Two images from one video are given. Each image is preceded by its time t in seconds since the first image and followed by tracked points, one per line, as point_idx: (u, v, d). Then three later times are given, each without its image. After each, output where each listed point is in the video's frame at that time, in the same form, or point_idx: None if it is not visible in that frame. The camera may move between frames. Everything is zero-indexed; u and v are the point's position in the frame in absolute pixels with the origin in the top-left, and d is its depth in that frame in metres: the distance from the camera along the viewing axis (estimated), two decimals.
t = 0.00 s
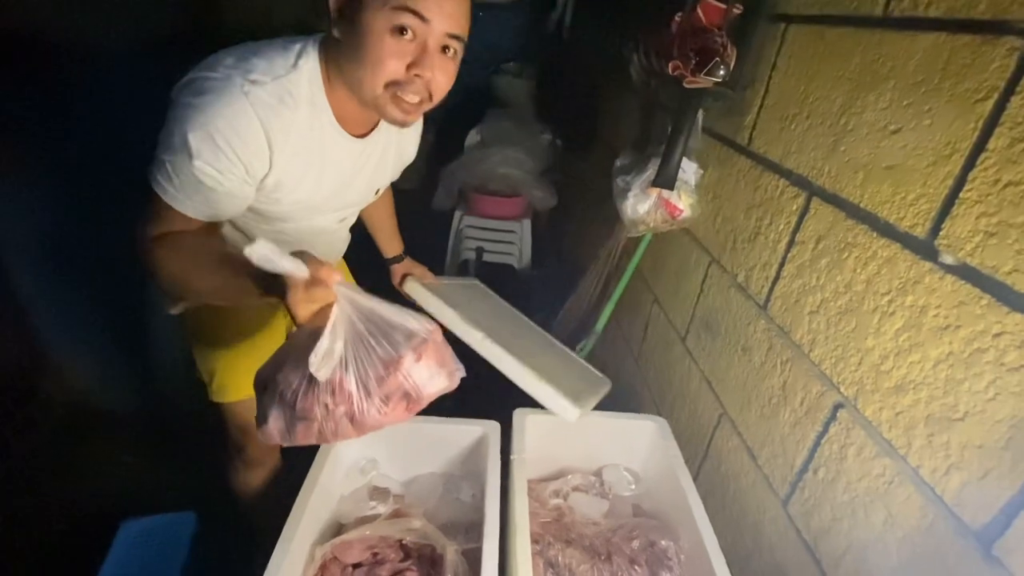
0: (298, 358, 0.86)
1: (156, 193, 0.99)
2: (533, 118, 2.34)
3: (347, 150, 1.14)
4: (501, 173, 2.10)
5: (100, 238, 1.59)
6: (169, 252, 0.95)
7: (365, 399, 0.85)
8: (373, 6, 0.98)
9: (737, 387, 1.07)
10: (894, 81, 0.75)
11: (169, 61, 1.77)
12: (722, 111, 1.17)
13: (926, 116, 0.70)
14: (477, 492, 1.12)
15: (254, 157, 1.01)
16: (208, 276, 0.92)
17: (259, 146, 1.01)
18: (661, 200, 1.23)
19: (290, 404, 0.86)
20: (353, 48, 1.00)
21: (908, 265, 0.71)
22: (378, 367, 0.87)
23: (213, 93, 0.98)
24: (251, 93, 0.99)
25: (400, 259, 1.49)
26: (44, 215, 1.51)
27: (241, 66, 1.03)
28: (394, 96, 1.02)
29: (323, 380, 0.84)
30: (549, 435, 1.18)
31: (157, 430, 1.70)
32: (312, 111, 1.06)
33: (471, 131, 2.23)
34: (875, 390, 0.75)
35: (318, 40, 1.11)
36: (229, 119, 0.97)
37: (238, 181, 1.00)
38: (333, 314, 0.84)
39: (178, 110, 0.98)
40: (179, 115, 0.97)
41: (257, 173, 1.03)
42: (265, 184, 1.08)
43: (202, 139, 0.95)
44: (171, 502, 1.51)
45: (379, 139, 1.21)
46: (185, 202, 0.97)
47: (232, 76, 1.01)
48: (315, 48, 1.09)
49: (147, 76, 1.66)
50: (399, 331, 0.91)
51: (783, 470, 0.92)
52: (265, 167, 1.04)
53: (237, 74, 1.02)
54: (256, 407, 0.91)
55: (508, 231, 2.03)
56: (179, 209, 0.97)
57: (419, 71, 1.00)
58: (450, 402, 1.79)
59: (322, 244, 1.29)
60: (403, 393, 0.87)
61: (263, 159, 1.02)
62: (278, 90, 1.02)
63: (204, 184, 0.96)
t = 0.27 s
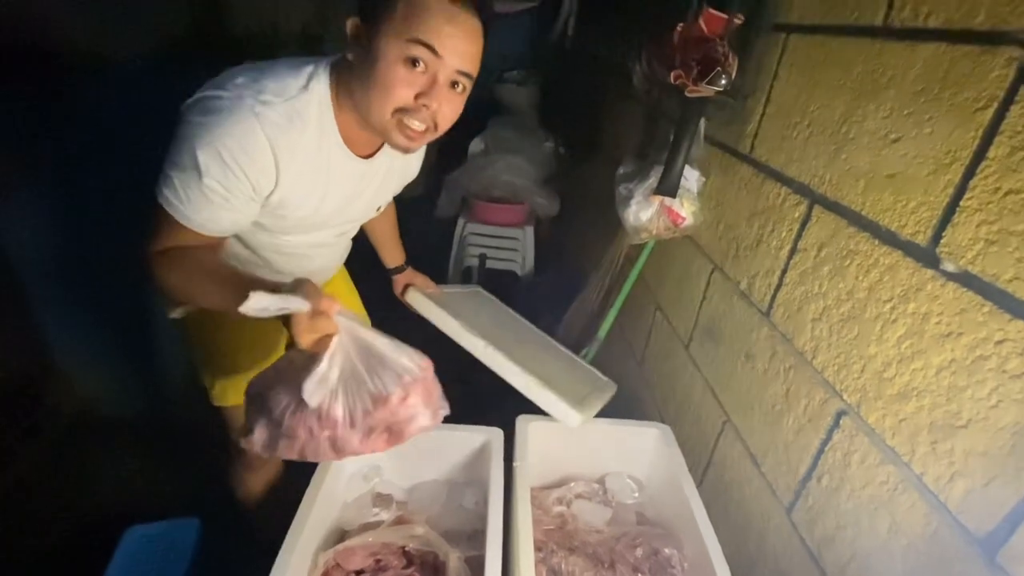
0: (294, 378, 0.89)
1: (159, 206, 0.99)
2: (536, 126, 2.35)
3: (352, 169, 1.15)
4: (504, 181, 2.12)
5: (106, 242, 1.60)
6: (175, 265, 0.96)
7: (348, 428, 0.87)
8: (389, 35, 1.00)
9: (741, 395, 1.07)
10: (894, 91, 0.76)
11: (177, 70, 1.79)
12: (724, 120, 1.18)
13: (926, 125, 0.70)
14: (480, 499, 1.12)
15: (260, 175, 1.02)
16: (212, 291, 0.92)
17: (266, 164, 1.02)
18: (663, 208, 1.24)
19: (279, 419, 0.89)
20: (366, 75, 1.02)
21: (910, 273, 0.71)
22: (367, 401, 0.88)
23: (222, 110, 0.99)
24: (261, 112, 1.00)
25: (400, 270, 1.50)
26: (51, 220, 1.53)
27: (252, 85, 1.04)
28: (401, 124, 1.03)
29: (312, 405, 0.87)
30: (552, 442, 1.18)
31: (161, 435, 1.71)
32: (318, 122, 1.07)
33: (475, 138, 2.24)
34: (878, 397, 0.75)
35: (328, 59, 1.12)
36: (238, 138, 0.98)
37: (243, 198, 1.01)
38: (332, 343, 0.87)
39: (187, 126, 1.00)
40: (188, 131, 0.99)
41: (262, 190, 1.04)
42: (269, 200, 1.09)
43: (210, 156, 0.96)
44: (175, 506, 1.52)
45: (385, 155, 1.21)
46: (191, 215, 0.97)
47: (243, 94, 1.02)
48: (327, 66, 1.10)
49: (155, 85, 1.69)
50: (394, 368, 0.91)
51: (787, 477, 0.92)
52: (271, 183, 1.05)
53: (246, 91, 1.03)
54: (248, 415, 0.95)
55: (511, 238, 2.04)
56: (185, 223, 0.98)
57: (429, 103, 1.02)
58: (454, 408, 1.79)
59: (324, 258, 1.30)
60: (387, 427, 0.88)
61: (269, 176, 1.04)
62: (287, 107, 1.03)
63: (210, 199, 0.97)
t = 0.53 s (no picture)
0: (293, 393, 0.90)
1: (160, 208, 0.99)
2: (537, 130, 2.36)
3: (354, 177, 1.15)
4: (506, 185, 2.13)
5: (111, 244, 1.64)
6: (177, 271, 0.96)
7: (346, 441, 0.88)
8: (402, 49, 1.01)
9: (741, 399, 1.07)
10: (893, 96, 0.76)
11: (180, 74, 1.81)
12: (725, 125, 1.19)
13: (925, 131, 0.71)
14: (481, 503, 1.12)
15: (262, 183, 1.02)
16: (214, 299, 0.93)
17: (269, 172, 1.03)
18: (664, 212, 1.24)
19: (275, 434, 0.89)
20: (377, 87, 1.03)
21: (909, 278, 0.72)
22: (365, 416, 0.89)
23: (227, 117, 1.00)
24: (266, 121, 1.01)
25: (401, 279, 1.50)
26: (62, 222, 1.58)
27: (260, 93, 1.05)
28: (410, 136, 1.05)
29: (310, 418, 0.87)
30: (552, 447, 1.18)
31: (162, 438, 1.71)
32: (321, 126, 1.07)
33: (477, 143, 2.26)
34: (878, 401, 0.75)
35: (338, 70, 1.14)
36: (243, 146, 0.98)
37: (244, 205, 1.02)
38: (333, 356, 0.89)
39: (191, 132, 1.00)
40: (191, 137, 0.99)
41: (263, 197, 1.05)
42: (271, 207, 1.10)
43: (214, 163, 0.96)
44: (175, 509, 1.52)
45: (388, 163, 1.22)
46: (192, 220, 0.97)
47: (250, 102, 1.02)
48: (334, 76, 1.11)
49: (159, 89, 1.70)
50: (392, 383, 0.92)
51: (787, 481, 0.92)
52: (273, 190, 1.06)
53: (251, 98, 1.03)
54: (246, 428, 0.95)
55: (512, 242, 2.05)
56: (187, 227, 0.97)
57: (439, 117, 1.03)
58: (454, 411, 1.79)
59: (324, 263, 1.30)
60: (385, 441, 0.89)
61: (271, 184, 1.04)
62: (292, 115, 1.04)
63: (212, 206, 0.98)
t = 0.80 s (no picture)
0: (301, 400, 0.91)
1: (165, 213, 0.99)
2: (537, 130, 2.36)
3: (358, 178, 1.15)
4: (506, 184, 2.13)
5: (111, 244, 1.62)
6: (182, 274, 0.95)
7: (357, 445, 0.88)
8: (407, 55, 1.01)
9: (742, 399, 1.07)
10: (893, 97, 0.76)
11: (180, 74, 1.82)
12: (725, 125, 1.19)
13: (925, 131, 0.71)
14: (481, 503, 1.12)
15: (269, 187, 1.02)
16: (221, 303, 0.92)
17: (275, 176, 1.02)
18: (664, 212, 1.24)
19: (286, 442, 0.89)
20: (382, 92, 1.04)
21: (910, 278, 0.72)
22: (374, 419, 0.90)
23: (233, 121, 1.00)
24: (272, 125, 1.01)
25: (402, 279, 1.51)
26: (59, 219, 1.56)
27: (265, 98, 1.05)
28: (414, 141, 1.05)
29: (320, 424, 0.88)
30: (553, 447, 1.19)
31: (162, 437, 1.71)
32: (325, 127, 1.07)
33: (477, 143, 2.25)
34: (879, 401, 0.75)
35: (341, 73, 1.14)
36: (249, 150, 0.98)
37: (251, 209, 1.01)
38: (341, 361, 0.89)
39: (197, 137, 1.00)
40: (198, 141, 0.99)
41: (270, 202, 1.04)
42: (276, 210, 1.09)
43: (221, 167, 0.96)
44: (175, 508, 1.52)
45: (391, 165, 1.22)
46: (199, 225, 0.96)
47: (255, 107, 1.02)
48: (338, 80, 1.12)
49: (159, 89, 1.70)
50: (400, 385, 0.93)
51: (787, 481, 0.92)
52: (279, 194, 1.05)
53: (257, 103, 1.03)
54: (257, 438, 0.95)
55: (512, 242, 2.05)
56: (193, 232, 0.97)
57: (443, 123, 1.04)
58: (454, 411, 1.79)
59: (326, 264, 1.30)
60: (395, 444, 0.90)
61: (277, 188, 1.04)
62: (298, 118, 1.04)
63: (219, 210, 0.97)
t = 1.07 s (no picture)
0: (306, 396, 0.91)
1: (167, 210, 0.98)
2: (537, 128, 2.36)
3: (358, 175, 1.15)
4: (506, 182, 2.13)
5: (111, 244, 1.63)
6: (185, 273, 0.94)
7: (361, 441, 0.88)
8: (410, 50, 1.01)
9: (742, 397, 1.07)
10: (893, 93, 0.76)
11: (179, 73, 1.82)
12: (725, 122, 1.19)
13: (926, 127, 0.71)
14: (481, 500, 1.13)
15: (272, 183, 1.02)
16: (228, 301, 0.92)
17: (278, 172, 1.02)
18: (664, 210, 1.24)
19: (289, 436, 0.89)
20: (385, 87, 1.03)
21: (910, 275, 0.72)
22: (379, 415, 0.90)
23: (236, 117, 0.99)
24: (275, 121, 1.01)
25: (400, 277, 1.50)
26: (59, 218, 1.56)
27: (267, 94, 1.05)
28: (416, 135, 1.05)
29: (325, 420, 0.87)
30: (553, 444, 1.19)
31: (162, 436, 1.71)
32: (327, 123, 1.07)
33: (476, 141, 2.25)
34: (878, 398, 0.75)
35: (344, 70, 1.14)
36: (253, 146, 0.98)
37: (254, 205, 1.01)
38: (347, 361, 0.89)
39: (200, 133, 0.99)
40: (201, 137, 0.99)
41: (272, 197, 1.04)
42: (279, 207, 1.09)
43: (225, 163, 0.96)
44: (176, 507, 1.52)
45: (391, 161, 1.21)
46: (202, 221, 0.96)
47: (258, 103, 1.02)
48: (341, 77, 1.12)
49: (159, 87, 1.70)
50: (404, 382, 0.93)
51: (787, 478, 0.92)
52: (282, 190, 1.05)
53: (260, 98, 1.03)
54: (261, 431, 0.95)
55: (512, 240, 2.05)
56: (196, 228, 0.96)
57: (446, 117, 1.03)
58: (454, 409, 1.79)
59: (326, 261, 1.30)
60: (399, 440, 0.90)
61: (280, 184, 1.04)
62: (300, 114, 1.04)
63: (222, 206, 0.96)
